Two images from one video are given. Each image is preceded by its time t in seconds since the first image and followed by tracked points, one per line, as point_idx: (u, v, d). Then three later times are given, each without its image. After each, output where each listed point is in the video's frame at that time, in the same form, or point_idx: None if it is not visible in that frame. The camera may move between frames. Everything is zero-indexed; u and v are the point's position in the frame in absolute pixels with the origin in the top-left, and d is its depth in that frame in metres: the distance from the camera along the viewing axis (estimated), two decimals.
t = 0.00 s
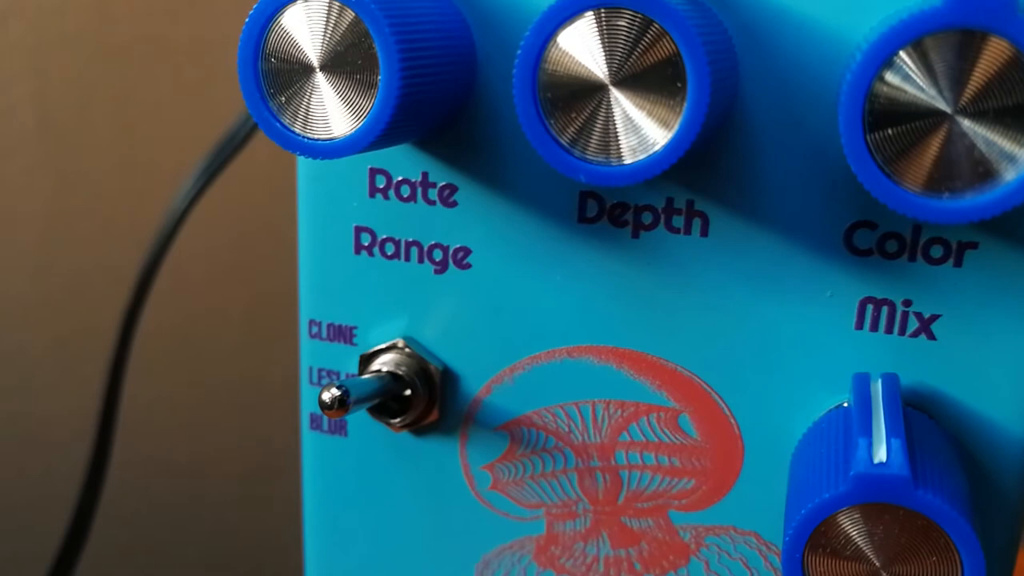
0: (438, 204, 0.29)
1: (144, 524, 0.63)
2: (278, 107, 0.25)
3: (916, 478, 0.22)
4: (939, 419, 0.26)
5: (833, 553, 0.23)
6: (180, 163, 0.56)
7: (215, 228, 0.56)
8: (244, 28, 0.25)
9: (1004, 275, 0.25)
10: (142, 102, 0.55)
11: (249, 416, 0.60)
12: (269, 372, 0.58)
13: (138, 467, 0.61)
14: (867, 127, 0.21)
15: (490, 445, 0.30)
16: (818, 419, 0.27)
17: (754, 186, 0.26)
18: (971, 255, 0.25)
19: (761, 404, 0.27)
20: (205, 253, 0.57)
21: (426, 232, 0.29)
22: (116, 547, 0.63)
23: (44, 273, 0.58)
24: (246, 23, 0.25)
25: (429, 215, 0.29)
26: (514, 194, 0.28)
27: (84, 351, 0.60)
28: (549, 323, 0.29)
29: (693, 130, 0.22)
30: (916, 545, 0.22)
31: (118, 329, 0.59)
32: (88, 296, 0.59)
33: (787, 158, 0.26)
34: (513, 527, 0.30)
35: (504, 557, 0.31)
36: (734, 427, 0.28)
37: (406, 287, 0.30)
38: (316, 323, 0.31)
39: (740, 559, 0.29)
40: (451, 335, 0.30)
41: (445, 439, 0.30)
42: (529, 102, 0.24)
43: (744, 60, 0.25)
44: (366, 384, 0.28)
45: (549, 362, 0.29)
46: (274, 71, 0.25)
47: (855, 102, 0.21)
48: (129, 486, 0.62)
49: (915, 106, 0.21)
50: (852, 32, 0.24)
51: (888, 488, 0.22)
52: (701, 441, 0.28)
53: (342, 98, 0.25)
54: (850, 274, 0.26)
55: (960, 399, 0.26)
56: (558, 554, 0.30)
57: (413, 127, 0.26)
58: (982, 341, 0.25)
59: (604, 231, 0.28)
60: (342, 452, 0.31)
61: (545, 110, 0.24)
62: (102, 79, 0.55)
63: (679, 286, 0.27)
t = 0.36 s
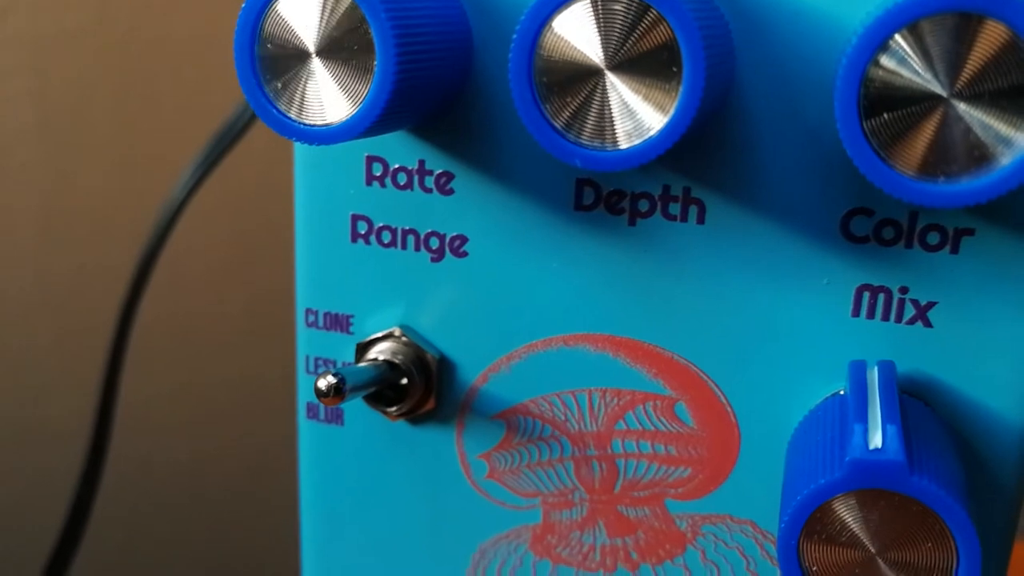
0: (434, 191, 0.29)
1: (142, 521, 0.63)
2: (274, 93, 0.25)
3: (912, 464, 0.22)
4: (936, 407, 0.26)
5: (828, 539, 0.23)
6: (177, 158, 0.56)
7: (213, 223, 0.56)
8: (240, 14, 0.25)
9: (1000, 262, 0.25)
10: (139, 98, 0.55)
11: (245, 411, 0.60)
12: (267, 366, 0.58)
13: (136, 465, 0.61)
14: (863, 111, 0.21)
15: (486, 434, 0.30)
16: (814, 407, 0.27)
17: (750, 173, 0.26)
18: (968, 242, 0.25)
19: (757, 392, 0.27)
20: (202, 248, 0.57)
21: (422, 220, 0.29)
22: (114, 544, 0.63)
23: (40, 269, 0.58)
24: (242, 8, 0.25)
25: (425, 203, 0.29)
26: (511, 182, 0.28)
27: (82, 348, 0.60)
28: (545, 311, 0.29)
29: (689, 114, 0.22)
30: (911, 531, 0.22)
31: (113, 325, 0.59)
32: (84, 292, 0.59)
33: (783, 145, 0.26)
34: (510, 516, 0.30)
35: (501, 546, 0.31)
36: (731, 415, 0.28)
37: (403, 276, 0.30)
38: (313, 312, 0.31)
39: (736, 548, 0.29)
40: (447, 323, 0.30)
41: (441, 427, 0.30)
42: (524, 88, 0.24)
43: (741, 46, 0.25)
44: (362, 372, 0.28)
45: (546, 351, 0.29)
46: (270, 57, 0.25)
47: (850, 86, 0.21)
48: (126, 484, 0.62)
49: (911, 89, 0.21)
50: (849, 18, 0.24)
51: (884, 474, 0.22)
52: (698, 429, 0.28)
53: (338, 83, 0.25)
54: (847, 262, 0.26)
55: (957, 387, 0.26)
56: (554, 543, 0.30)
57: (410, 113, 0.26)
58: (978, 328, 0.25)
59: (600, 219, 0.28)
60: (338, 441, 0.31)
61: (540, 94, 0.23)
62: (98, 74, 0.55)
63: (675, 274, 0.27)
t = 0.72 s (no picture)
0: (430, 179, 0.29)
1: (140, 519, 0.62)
2: (269, 78, 0.25)
3: (908, 449, 0.22)
4: (932, 395, 0.26)
5: (824, 525, 0.23)
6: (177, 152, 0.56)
7: (212, 218, 0.56)
8: None
9: (995, 248, 0.25)
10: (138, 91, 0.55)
11: (242, 409, 0.60)
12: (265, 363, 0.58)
13: (131, 460, 0.61)
14: (858, 94, 0.21)
15: (482, 423, 0.30)
16: (810, 395, 0.27)
17: (746, 160, 0.26)
18: (964, 229, 0.25)
19: (753, 380, 0.27)
20: (200, 244, 0.57)
21: (418, 208, 0.29)
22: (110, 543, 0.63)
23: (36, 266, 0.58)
24: None
25: (421, 191, 0.29)
26: (507, 170, 0.28)
27: (78, 345, 0.60)
28: (541, 299, 0.29)
29: (684, 98, 0.22)
30: (907, 516, 0.22)
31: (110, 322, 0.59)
32: (80, 289, 0.59)
33: (779, 132, 0.26)
34: (506, 505, 0.30)
35: (497, 536, 0.30)
36: (727, 403, 0.28)
37: (399, 265, 0.30)
38: (309, 301, 0.31)
39: (732, 536, 0.29)
40: (444, 312, 0.30)
41: (437, 416, 0.30)
42: (520, 72, 0.24)
43: (736, 33, 0.25)
44: (358, 359, 0.28)
45: (542, 339, 0.29)
46: (265, 42, 0.25)
47: (845, 70, 0.21)
48: (122, 480, 0.61)
49: (906, 72, 0.21)
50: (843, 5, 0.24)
51: (879, 458, 0.22)
52: (694, 418, 0.28)
53: (334, 68, 0.25)
54: (842, 249, 0.26)
55: (953, 374, 0.26)
56: (550, 533, 0.30)
57: (406, 99, 0.26)
58: (973, 314, 0.25)
59: (596, 206, 0.28)
60: (334, 430, 0.31)
61: (536, 79, 0.24)
62: (98, 69, 0.55)
63: (670, 262, 0.27)
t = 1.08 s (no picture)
0: (427, 167, 0.29)
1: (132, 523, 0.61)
2: (264, 63, 0.25)
3: (903, 433, 0.22)
4: (928, 382, 0.26)
5: (819, 510, 0.23)
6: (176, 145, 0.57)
7: (210, 213, 0.56)
8: None
9: (991, 235, 0.25)
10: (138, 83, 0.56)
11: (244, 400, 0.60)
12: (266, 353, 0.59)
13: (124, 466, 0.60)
14: (852, 78, 0.21)
15: (479, 412, 0.30)
16: (806, 382, 0.27)
17: (742, 147, 0.26)
18: (960, 216, 0.25)
19: (749, 367, 0.27)
20: (197, 239, 0.57)
21: (415, 196, 0.29)
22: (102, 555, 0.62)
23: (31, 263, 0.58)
24: None
25: (418, 179, 0.29)
26: (503, 157, 0.28)
27: (74, 342, 0.60)
28: (537, 287, 0.29)
29: (679, 82, 0.22)
30: (902, 500, 0.22)
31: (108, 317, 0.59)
32: (77, 286, 0.59)
33: (774, 118, 0.26)
34: (503, 494, 0.30)
35: (494, 525, 0.30)
36: (723, 391, 0.28)
37: (395, 253, 0.30)
38: (306, 290, 0.31)
39: (729, 525, 0.29)
40: (440, 301, 0.30)
41: (434, 405, 0.30)
42: (515, 57, 0.23)
43: (731, 19, 0.25)
44: (354, 347, 0.28)
45: (538, 328, 0.29)
46: (261, 28, 0.25)
47: (840, 53, 0.21)
48: (116, 482, 0.60)
49: (901, 55, 0.21)
50: None
51: (875, 442, 0.22)
52: (690, 406, 0.28)
53: (329, 54, 0.25)
54: (838, 236, 0.26)
55: (949, 362, 0.26)
56: (547, 522, 0.30)
57: (401, 85, 0.26)
58: (970, 300, 0.25)
59: (592, 194, 0.28)
60: (331, 419, 0.31)
61: (532, 64, 0.24)
62: (97, 63, 0.55)
63: (666, 249, 0.27)
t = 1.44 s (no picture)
0: (423, 155, 0.29)
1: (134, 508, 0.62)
2: (259, 48, 0.25)
3: (898, 417, 0.22)
4: (924, 368, 0.26)
5: (815, 494, 0.23)
6: (168, 142, 0.56)
7: (206, 208, 0.56)
8: None
9: (986, 220, 0.25)
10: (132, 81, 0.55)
11: (240, 399, 0.60)
12: (262, 354, 0.59)
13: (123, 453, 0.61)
14: (847, 61, 0.21)
15: (476, 400, 0.30)
16: (802, 369, 0.27)
17: (737, 133, 0.26)
18: (956, 201, 0.25)
19: (745, 354, 0.27)
20: (193, 232, 0.57)
21: (411, 184, 0.29)
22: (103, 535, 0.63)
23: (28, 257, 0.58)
24: None
25: (414, 167, 0.29)
26: (499, 145, 0.28)
27: (71, 337, 0.59)
28: (533, 275, 0.29)
29: (674, 65, 0.22)
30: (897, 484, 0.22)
31: (103, 314, 0.58)
32: (75, 281, 0.58)
33: (770, 104, 0.26)
34: (499, 482, 0.30)
35: (490, 514, 0.30)
36: (719, 378, 0.28)
37: (391, 241, 0.30)
38: (302, 279, 0.31)
39: (725, 513, 0.28)
40: (437, 289, 0.29)
41: (430, 393, 0.30)
42: (510, 42, 0.23)
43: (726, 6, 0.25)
44: (350, 334, 0.28)
45: (534, 316, 0.29)
46: (257, 13, 0.25)
47: (834, 36, 0.21)
48: (114, 471, 0.61)
49: (895, 38, 0.21)
50: None
51: (870, 426, 0.22)
52: (686, 393, 0.28)
53: (324, 40, 0.25)
54: (834, 222, 0.26)
55: (946, 348, 0.26)
56: (543, 510, 0.30)
57: (396, 72, 0.26)
58: (966, 285, 0.25)
59: (588, 180, 0.28)
60: (328, 408, 0.31)
61: (527, 48, 0.23)
62: (92, 58, 0.54)
63: (662, 236, 0.27)
